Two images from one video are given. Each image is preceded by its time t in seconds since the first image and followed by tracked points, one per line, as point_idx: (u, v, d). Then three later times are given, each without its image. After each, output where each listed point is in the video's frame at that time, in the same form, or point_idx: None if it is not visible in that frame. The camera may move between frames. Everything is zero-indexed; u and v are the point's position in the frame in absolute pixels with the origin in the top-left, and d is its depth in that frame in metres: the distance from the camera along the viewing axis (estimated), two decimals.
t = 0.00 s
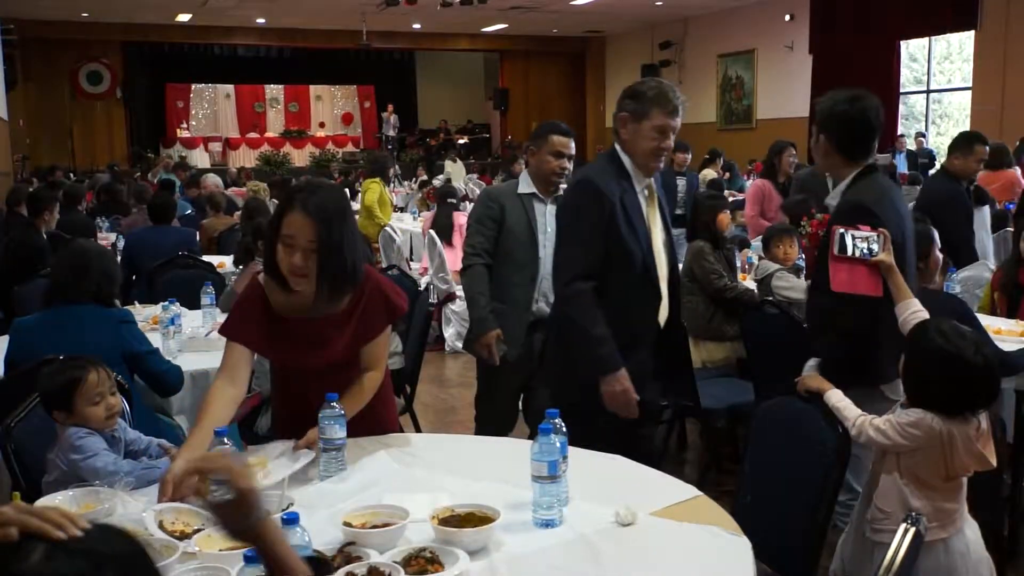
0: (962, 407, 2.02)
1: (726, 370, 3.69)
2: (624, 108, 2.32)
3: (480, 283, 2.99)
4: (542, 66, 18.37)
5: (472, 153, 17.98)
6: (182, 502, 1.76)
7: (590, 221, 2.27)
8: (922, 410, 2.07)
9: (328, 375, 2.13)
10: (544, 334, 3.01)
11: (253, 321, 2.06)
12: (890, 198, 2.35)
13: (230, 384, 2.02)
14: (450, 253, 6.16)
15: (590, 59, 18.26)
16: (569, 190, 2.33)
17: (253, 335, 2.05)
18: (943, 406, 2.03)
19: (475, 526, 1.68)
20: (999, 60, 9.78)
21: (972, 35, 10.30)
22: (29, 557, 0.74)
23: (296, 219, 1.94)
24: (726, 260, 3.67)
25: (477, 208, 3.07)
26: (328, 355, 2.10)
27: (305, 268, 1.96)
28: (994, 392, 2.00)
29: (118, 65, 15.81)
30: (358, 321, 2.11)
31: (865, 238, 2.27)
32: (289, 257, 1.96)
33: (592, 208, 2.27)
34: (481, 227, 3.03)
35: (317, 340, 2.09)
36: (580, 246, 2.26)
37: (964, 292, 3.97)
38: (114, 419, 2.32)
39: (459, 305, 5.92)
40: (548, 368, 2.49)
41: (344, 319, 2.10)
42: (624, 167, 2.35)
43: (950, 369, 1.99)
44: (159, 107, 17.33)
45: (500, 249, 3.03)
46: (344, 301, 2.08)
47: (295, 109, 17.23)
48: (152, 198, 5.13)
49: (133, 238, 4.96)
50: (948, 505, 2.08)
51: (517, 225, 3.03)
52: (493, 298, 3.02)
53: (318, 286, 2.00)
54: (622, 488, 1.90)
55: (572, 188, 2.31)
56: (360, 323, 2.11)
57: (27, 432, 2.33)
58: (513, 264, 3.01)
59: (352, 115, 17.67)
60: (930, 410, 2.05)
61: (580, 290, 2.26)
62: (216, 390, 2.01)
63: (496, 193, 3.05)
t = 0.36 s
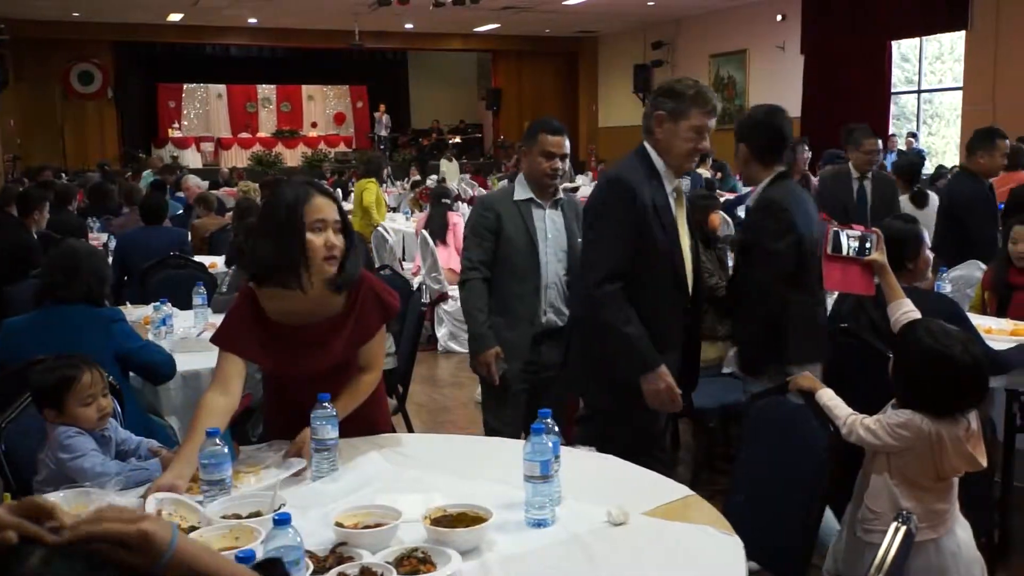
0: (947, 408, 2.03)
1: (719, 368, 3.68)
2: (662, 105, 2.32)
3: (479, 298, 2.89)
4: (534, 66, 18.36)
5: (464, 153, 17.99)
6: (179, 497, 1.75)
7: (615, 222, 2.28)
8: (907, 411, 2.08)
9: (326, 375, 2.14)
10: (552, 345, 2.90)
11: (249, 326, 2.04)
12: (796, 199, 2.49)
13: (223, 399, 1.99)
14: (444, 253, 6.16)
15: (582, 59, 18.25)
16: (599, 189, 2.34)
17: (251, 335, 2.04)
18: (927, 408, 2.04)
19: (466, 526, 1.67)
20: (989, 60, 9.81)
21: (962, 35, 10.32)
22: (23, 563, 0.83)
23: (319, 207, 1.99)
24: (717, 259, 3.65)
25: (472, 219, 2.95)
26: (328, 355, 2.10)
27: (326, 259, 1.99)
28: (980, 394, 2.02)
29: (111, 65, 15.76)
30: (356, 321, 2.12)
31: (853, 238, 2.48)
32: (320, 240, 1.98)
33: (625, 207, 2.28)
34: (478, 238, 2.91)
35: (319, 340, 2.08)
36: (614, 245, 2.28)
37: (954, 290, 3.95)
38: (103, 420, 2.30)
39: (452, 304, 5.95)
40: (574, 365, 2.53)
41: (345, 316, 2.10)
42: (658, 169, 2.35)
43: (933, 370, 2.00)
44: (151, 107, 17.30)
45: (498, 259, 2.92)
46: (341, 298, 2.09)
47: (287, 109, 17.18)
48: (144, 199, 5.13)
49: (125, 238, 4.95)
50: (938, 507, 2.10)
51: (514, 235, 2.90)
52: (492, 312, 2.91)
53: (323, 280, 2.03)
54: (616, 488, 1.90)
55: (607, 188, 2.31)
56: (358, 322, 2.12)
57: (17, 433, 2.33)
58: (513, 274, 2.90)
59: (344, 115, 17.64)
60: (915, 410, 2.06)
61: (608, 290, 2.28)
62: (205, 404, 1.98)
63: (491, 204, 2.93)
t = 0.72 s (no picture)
0: (927, 405, 2.03)
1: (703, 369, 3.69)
2: (698, 104, 2.21)
3: (472, 311, 2.71)
4: (519, 67, 18.36)
5: (450, 153, 17.98)
6: (167, 491, 1.74)
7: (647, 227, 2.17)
8: (887, 409, 2.09)
9: (315, 369, 2.14)
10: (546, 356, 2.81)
11: (236, 326, 2.03)
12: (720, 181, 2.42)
13: (211, 398, 1.98)
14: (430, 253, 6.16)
15: (568, 59, 18.26)
16: (631, 192, 2.22)
17: (239, 336, 2.03)
18: (907, 406, 2.05)
19: (452, 526, 1.67)
20: (971, 60, 9.88)
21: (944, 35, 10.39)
22: (18, 560, 0.85)
23: (297, 199, 1.98)
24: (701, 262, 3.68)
25: (461, 225, 2.76)
26: (317, 349, 2.09)
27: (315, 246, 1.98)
28: (961, 392, 2.02)
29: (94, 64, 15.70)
30: (344, 313, 2.10)
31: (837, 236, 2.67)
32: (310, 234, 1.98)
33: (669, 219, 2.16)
34: (469, 247, 2.73)
35: (308, 332, 2.08)
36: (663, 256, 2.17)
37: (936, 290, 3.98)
38: (79, 424, 2.28)
39: (438, 304, 5.97)
40: (600, 372, 2.46)
41: (332, 308, 2.09)
42: (686, 164, 2.28)
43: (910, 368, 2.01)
44: (133, 106, 17.20)
45: (491, 267, 2.75)
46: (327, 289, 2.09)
47: (272, 109, 17.10)
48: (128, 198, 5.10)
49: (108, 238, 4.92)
50: (924, 504, 2.10)
51: (509, 244, 2.74)
52: (486, 322, 2.75)
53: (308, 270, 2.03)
54: (600, 489, 1.90)
55: (641, 192, 2.19)
56: (346, 314, 2.11)
57: None
58: (508, 284, 2.74)
59: (330, 115, 17.58)
60: (895, 407, 2.07)
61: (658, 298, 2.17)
62: (194, 401, 1.98)
63: (481, 209, 2.75)
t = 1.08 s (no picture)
0: (904, 406, 2.04)
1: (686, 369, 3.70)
2: (756, 109, 2.21)
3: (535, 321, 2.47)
4: (503, 66, 18.36)
5: (435, 153, 17.97)
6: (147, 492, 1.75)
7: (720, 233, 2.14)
8: (864, 409, 2.11)
9: (305, 365, 2.13)
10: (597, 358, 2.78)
11: (225, 319, 2.04)
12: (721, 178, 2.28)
13: (203, 397, 2.02)
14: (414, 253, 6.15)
15: (552, 59, 18.28)
16: (702, 201, 2.18)
17: (223, 331, 2.03)
18: (884, 407, 2.06)
19: (437, 526, 1.67)
20: (953, 61, 9.96)
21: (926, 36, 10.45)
22: None
23: (265, 200, 1.95)
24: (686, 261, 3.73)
25: (509, 228, 2.50)
26: (306, 345, 2.09)
27: (282, 246, 1.95)
28: (938, 395, 2.02)
29: (76, 64, 15.66)
30: (332, 308, 2.10)
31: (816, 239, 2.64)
32: (263, 239, 1.95)
33: (734, 218, 2.14)
34: (523, 252, 2.49)
35: (297, 327, 2.08)
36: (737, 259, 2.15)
37: (917, 288, 4.01)
38: (63, 426, 2.26)
39: (423, 303, 5.97)
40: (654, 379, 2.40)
41: (319, 304, 2.08)
42: (744, 171, 2.23)
43: (886, 371, 2.02)
44: (116, 106, 17.10)
45: (543, 273, 2.53)
46: (315, 287, 2.08)
47: (256, 109, 17.04)
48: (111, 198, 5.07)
49: (91, 238, 4.89)
50: (896, 505, 2.12)
51: (559, 251, 2.54)
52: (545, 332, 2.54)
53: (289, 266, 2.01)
54: (586, 489, 1.90)
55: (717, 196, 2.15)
56: (335, 310, 2.10)
57: None
58: (562, 293, 2.56)
59: (314, 115, 17.52)
60: (871, 405, 2.09)
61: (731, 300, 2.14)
62: (187, 401, 2.00)
63: (533, 211, 2.51)
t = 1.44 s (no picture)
0: (869, 408, 2.01)
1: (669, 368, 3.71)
2: (820, 102, 2.27)
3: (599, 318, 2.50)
4: (486, 67, 18.37)
5: (419, 154, 17.95)
6: (105, 513, 1.72)
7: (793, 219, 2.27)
8: (826, 407, 2.09)
9: (286, 367, 2.13)
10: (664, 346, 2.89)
11: (209, 321, 2.03)
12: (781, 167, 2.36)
13: (178, 397, 2.01)
14: (398, 254, 6.14)
15: (536, 59, 18.31)
16: (776, 195, 2.29)
17: (206, 332, 2.02)
18: (846, 407, 2.04)
19: (419, 526, 1.68)
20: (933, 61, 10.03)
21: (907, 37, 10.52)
22: None
23: (233, 205, 1.90)
24: (672, 260, 3.76)
25: (567, 227, 2.50)
26: (287, 348, 2.09)
27: (243, 253, 1.91)
28: (905, 394, 2.00)
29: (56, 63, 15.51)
30: (316, 310, 2.10)
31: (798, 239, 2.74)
32: (226, 244, 1.91)
33: (809, 206, 2.27)
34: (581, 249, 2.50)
35: (278, 332, 2.07)
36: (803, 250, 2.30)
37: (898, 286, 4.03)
38: (44, 430, 2.25)
39: (406, 304, 5.99)
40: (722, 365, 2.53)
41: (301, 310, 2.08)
42: (811, 162, 2.31)
43: (847, 374, 2.00)
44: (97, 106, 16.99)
45: (601, 270, 2.54)
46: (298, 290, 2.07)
47: (238, 109, 16.97)
48: (91, 198, 5.04)
49: (71, 239, 4.86)
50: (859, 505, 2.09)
51: (613, 248, 2.56)
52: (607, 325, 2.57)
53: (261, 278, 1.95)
54: (568, 489, 1.91)
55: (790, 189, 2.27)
56: (318, 312, 2.10)
57: None
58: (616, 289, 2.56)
59: (297, 115, 17.46)
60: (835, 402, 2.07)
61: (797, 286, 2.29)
62: (165, 405, 1.99)
63: (590, 208, 2.51)
